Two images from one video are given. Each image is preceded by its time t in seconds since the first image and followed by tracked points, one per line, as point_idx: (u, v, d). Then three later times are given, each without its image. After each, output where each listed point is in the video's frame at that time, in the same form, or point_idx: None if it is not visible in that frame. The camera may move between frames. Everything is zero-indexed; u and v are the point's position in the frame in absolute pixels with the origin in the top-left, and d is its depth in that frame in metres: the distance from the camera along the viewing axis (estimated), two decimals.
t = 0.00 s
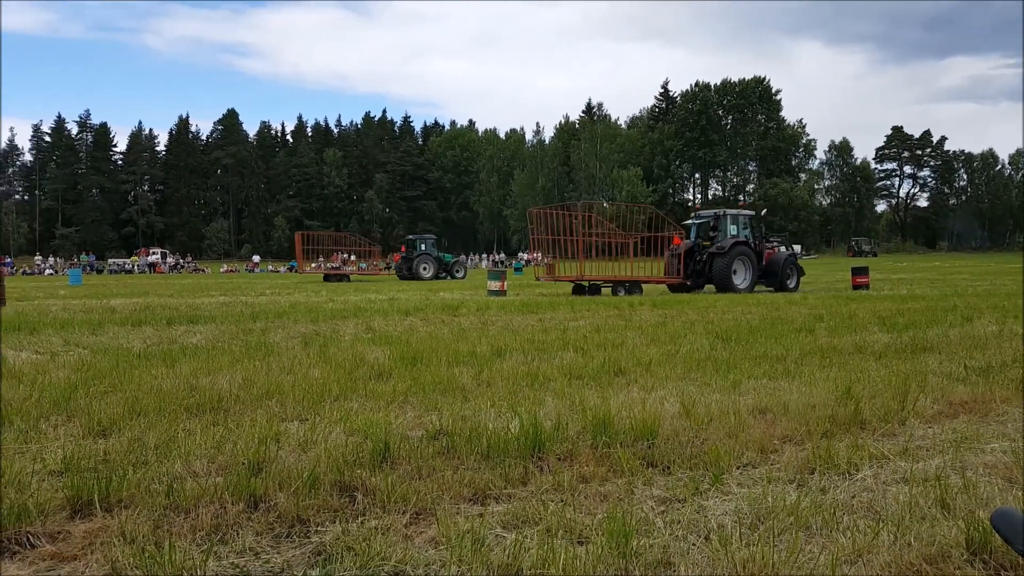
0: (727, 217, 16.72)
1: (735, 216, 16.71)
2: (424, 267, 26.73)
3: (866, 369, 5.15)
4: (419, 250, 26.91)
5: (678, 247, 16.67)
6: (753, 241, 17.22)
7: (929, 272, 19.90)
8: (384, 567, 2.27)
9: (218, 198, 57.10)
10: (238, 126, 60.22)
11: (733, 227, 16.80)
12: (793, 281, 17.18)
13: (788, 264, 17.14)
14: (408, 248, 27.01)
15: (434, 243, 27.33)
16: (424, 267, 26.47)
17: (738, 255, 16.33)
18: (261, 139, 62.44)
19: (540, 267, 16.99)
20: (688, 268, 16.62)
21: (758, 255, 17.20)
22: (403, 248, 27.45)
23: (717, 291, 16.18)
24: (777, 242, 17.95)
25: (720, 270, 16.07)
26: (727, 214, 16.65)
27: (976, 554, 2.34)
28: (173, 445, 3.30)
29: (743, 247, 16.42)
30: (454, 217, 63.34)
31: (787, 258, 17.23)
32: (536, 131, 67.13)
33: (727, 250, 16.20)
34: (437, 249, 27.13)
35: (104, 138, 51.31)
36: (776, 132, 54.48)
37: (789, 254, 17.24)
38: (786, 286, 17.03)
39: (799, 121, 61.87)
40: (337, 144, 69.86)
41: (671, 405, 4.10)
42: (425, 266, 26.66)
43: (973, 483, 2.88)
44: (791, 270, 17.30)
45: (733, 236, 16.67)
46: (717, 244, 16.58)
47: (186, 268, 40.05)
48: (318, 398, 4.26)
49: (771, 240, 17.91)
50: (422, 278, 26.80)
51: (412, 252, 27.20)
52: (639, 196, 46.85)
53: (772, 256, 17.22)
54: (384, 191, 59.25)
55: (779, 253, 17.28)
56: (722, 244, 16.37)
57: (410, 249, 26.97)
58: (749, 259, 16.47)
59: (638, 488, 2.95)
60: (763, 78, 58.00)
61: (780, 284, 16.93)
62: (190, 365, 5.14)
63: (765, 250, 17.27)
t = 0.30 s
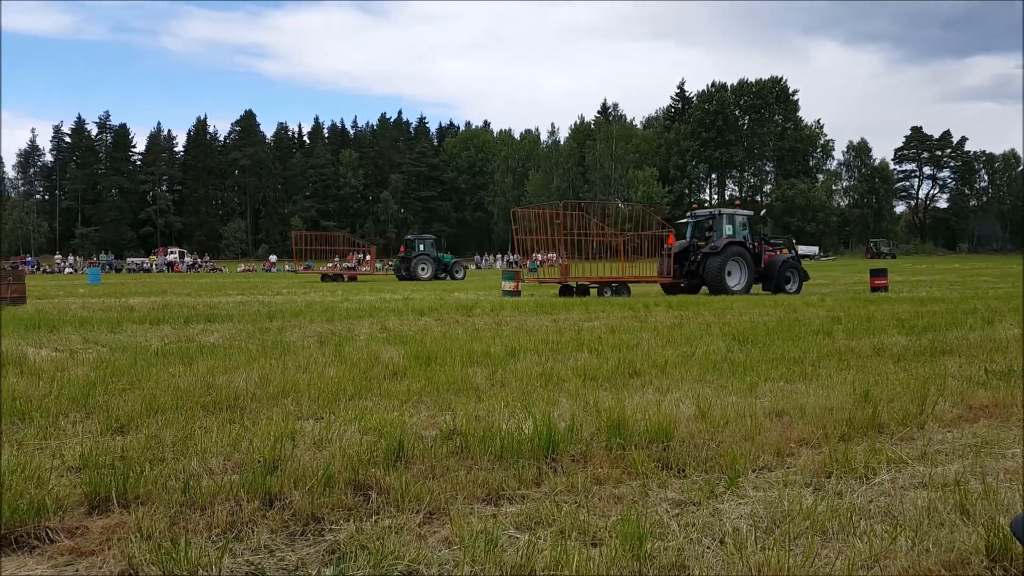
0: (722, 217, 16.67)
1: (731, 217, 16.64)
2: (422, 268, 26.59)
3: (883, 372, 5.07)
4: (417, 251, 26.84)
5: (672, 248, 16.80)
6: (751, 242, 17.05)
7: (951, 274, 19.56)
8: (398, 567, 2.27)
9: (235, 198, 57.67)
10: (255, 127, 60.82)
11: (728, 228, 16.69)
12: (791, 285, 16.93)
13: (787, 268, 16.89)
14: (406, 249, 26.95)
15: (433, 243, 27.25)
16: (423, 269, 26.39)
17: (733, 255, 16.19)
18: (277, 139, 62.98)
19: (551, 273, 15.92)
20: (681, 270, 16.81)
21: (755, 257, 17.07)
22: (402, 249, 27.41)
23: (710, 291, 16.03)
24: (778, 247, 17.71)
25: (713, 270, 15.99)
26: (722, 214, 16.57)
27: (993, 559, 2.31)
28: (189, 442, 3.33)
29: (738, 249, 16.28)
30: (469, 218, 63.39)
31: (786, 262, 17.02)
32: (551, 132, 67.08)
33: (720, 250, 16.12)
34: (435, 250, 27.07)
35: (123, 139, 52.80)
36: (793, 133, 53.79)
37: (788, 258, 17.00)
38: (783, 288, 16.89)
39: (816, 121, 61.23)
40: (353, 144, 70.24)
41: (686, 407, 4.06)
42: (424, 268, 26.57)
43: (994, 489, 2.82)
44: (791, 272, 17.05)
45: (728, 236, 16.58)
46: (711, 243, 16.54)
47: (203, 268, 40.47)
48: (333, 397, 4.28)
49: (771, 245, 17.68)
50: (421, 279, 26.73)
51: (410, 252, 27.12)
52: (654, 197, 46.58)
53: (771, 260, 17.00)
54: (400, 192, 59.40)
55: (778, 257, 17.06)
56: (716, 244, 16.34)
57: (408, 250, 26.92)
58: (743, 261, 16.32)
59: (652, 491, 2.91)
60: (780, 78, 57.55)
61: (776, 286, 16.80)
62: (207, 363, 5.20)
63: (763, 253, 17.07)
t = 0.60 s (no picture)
0: (711, 220, 15.99)
1: (722, 220, 15.95)
2: (421, 270, 26.45)
3: (901, 378, 4.97)
4: (417, 253, 26.70)
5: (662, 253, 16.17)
6: (743, 246, 16.42)
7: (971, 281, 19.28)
8: (410, 570, 2.24)
9: (252, 200, 58.23)
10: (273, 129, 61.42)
11: (719, 231, 16.02)
12: (784, 290, 16.38)
13: (780, 274, 16.32)
14: (405, 250, 26.83)
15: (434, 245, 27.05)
16: (421, 271, 26.25)
17: (723, 260, 15.59)
18: (295, 141, 63.50)
19: (566, 276, 15.78)
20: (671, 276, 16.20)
21: (747, 261, 16.44)
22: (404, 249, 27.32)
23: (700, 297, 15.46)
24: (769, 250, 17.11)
25: (703, 275, 15.40)
26: (712, 217, 15.86)
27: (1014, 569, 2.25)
28: (204, 443, 3.33)
29: (729, 253, 15.66)
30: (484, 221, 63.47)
31: (777, 266, 16.43)
32: (567, 135, 67.08)
33: (711, 254, 15.51)
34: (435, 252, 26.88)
35: (141, 140, 53.85)
36: (811, 137, 54.06)
37: (779, 262, 16.42)
38: (775, 294, 16.27)
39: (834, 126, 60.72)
40: (369, 147, 70.65)
41: (701, 413, 3.99)
42: (422, 270, 26.44)
43: (1014, 498, 2.76)
44: (784, 278, 16.39)
45: (719, 240, 15.96)
46: (701, 248, 15.92)
47: (220, 269, 40.88)
48: (348, 398, 4.27)
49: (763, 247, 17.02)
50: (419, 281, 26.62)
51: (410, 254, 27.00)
52: (670, 200, 46.32)
53: (762, 264, 16.41)
54: (415, 194, 59.55)
55: (769, 261, 16.47)
56: (706, 248, 15.74)
57: (407, 252, 26.82)
58: (734, 265, 15.72)
59: (667, 496, 2.86)
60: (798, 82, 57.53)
61: (768, 292, 16.24)
62: (223, 364, 5.22)
63: (754, 257, 16.48)
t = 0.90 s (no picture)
0: (698, 221, 15.30)
1: (709, 221, 15.28)
2: (413, 273, 26.41)
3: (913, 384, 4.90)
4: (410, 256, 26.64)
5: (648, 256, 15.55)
6: (728, 249, 15.84)
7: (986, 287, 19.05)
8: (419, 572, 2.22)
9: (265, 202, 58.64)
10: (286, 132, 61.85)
11: (706, 233, 15.36)
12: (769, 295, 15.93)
13: (765, 278, 15.84)
14: (400, 253, 26.85)
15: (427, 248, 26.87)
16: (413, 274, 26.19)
17: (711, 262, 14.97)
18: (307, 144, 63.91)
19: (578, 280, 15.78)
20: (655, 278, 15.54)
21: (733, 264, 15.86)
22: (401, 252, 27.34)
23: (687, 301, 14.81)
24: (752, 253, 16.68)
25: (691, 278, 14.72)
26: (700, 219, 15.14)
27: None
28: (214, 444, 3.32)
29: (716, 256, 15.06)
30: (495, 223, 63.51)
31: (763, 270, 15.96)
32: (578, 139, 67.09)
33: (699, 257, 14.85)
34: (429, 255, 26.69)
35: (155, 143, 54.26)
36: (824, 142, 54.29)
37: (765, 266, 15.93)
38: (760, 298, 15.75)
39: (847, 131, 60.34)
40: (381, 150, 70.96)
41: (712, 418, 3.94)
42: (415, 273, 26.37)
43: None
44: (769, 281, 15.90)
45: (707, 241, 15.32)
46: (688, 249, 15.24)
47: (232, 270, 41.20)
48: (358, 401, 4.26)
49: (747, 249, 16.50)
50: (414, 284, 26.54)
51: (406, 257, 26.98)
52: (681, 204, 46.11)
53: (747, 268, 15.88)
54: (427, 197, 59.67)
55: (755, 264, 15.97)
56: (694, 249, 15.10)
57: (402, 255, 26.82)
58: (721, 269, 15.12)
59: (676, 501, 2.83)
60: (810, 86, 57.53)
61: (753, 297, 15.73)
62: (234, 365, 5.24)
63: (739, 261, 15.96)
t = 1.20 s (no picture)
0: (686, 221, 15.08)
1: (697, 222, 15.06)
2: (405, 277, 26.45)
3: (928, 387, 4.84)
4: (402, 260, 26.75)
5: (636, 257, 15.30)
6: (717, 250, 15.60)
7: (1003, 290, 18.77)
8: None
9: (277, 207, 59.20)
10: (298, 136, 62.30)
11: (694, 234, 15.12)
12: (758, 298, 15.65)
13: (754, 280, 15.58)
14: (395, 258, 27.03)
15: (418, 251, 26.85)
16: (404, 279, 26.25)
17: (700, 263, 14.72)
18: (319, 148, 64.35)
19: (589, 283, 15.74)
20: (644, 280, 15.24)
21: (721, 266, 15.63)
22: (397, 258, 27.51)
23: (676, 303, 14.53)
24: (739, 257, 16.49)
25: (680, 279, 14.46)
26: (689, 219, 14.90)
27: None
28: (226, 447, 3.34)
29: (705, 256, 14.82)
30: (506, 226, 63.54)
31: (752, 273, 15.70)
32: (589, 142, 67.07)
33: (688, 257, 14.60)
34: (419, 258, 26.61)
35: (168, 148, 54.76)
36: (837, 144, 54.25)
37: (754, 268, 15.68)
38: (750, 301, 15.47)
39: (860, 133, 59.87)
40: (393, 154, 71.27)
41: (725, 422, 3.91)
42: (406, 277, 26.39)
43: None
44: (758, 283, 15.67)
45: (695, 242, 15.08)
46: (676, 250, 14.98)
47: (245, 274, 41.52)
48: (369, 404, 4.28)
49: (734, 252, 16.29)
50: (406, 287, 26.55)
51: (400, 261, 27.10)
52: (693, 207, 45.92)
53: (736, 271, 15.62)
54: (438, 200, 59.85)
55: (743, 267, 15.73)
56: (682, 250, 14.85)
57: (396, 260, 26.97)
58: (710, 269, 14.88)
59: (688, 505, 2.81)
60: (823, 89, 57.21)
61: (743, 300, 15.44)
62: (247, 368, 5.27)
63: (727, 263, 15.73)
